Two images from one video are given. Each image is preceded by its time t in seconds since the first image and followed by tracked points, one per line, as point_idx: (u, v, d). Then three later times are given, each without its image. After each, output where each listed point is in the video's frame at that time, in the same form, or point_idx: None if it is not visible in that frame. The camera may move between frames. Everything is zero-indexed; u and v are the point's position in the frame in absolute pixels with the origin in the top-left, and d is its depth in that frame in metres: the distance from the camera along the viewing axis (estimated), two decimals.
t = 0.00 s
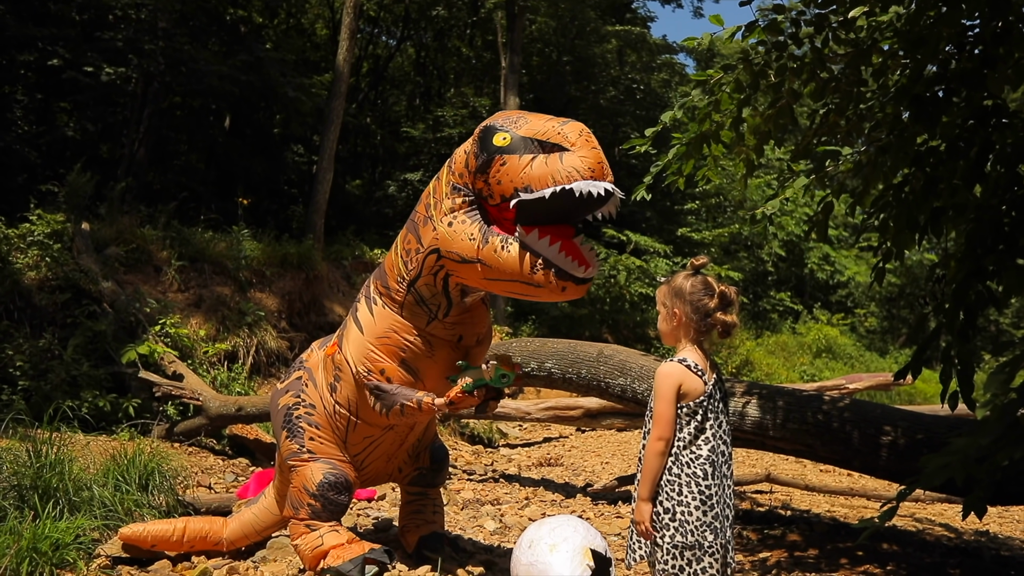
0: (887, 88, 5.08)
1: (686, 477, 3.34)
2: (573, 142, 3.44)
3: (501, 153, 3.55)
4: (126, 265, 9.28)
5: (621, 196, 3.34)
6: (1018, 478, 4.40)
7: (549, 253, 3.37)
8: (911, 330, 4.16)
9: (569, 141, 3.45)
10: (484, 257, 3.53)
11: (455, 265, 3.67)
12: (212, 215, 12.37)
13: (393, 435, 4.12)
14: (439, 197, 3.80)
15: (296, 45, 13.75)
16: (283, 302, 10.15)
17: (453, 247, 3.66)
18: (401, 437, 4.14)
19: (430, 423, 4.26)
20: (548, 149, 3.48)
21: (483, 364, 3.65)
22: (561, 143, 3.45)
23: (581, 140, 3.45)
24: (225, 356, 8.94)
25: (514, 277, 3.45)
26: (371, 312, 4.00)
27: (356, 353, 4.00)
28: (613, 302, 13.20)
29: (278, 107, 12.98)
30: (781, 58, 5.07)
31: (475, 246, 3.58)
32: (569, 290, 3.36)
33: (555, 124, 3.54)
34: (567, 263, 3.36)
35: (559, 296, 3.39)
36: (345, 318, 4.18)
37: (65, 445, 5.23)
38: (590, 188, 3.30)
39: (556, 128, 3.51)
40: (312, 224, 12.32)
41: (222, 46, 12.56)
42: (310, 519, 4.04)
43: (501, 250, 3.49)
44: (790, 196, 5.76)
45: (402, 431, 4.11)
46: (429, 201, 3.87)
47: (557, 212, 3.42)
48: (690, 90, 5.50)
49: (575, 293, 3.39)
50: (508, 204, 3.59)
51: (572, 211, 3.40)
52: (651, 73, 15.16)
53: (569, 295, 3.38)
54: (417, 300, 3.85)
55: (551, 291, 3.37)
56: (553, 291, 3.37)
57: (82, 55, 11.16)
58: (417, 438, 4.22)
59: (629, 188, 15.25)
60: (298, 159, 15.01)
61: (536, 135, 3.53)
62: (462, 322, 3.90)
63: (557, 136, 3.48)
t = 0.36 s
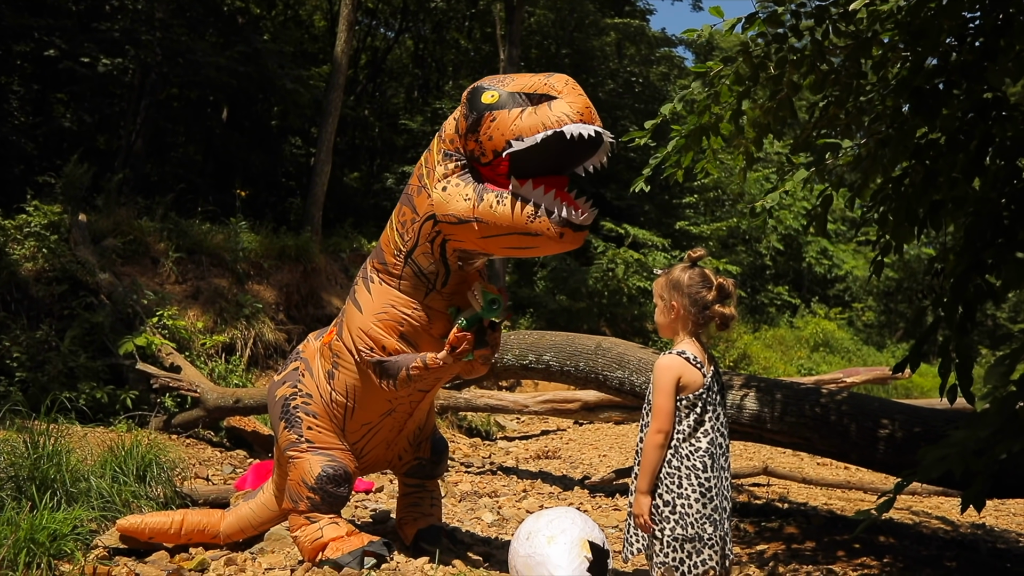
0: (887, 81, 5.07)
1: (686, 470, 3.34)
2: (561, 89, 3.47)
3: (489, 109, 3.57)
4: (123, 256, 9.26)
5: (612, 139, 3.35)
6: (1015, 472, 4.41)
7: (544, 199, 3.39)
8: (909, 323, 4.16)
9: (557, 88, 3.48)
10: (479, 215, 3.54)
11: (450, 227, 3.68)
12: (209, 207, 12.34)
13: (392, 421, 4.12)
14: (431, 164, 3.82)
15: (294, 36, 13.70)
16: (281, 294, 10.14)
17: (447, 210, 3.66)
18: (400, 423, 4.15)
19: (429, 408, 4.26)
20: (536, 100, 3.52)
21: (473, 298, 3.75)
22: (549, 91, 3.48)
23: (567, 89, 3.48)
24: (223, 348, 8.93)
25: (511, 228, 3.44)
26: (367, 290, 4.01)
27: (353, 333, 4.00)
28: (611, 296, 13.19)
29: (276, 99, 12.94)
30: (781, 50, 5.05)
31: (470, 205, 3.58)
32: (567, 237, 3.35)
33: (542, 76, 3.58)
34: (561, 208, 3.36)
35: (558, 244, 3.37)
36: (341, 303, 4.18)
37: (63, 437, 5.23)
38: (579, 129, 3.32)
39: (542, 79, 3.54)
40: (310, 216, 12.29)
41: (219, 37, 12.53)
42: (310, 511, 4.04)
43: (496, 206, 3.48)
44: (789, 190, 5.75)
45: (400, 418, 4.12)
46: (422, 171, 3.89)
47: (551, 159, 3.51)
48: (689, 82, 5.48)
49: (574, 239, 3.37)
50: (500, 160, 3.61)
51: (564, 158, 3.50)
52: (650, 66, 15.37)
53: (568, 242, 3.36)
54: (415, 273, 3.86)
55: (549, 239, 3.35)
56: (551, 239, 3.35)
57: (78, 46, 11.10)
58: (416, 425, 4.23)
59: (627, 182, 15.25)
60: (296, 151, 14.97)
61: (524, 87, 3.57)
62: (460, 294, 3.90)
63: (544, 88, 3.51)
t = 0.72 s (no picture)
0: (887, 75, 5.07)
1: (686, 464, 3.34)
2: (558, 85, 3.49)
3: (487, 105, 3.57)
4: (122, 250, 9.26)
5: (611, 134, 3.38)
6: (1013, 466, 4.42)
7: (545, 195, 3.43)
8: (908, 318, 4.16)
9: (554, 85, 3.51)
10: (479, 213, 3.55)
11: (450, 225, 3.69)
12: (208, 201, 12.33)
13: (390, 417, 4.14)
14: (429, 161, 3.82)
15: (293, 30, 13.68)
16: (281, 288, 10.14)
17: (447, 207, 3.67)
18: (397, 419, 4.15)
19: (426, 404, 4.28)
20: (534, 96, 3.53)
21: (469, 290, 3.84)
22: (547, 87, 3.50)
23: (564, 84, 3.51)
24: (222, 343, 8.93)
25: (513, 225, 3.48)
26: (364, 287, 4.01)
27: (351, 330, 4.00)
28: (610, 290, 13.19)
29: (275, 93, 12.92)
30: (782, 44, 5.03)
31: (470, 202, 3.60)
32: (567, 232, 3.39)
33: (538, 72, 3.59)
34: (562, 204, 3.39)
35: (558, 240, 3.41)
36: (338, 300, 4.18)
37: (62, 430, 5.22)
38: (579, 125, 3.34)
39: (540, 76, 3.56)
40: (309, 210, 12.28)
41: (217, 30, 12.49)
42: (306, 506, 4.04)
43: (496, 202, 3.51)
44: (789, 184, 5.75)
45: (398, 413, 4.13)
46: (419, 168, 3.89)
47: (549, 156, 3.49)
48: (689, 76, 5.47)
49: (574, 234, 3.40)
50: (498, 156, 3.62)
51: (560, 155, 3.48)
52: (650, 60, 15.29)
53: (568, 237, 3.40)
54: (413, 269, 3.87)
55: (551, 234, 3.40)
56: (553, 234, 3.40)
57: (76, 39, 11.08)
58: (412, 421, 4.24)
59: (627, 176, 15.24)
60: (295, 145, 14.96)
61: (521, 84, 3.57)
62: (458, 290, 3.92)
63: (541, 83, 3.54)
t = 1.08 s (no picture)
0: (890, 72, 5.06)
1: (692, 463, 3.34)
2: (536, 73, 3.45)
3: (466, 96, 3.55)
4: (125, 249, 9.27)
5: (588, 122, 3.36)
6: (1017, 465, 4.41)
7: (520, 185, 3.42)
8: (911, 316, 4.15)
9: (532, 72, 3.47)
10: (458, 202, 3.55)
11: (432, 214, 3.69)
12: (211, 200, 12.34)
13: (394, 411, 4.12)
14: (416, 153, 3.84)
15: (295, 29, 13.68)
16: (283, 287, 10.14)
17: (428, 197, 3.68)
18: (401, 412, 4.13)
19: (434, 397, 4.24)
20: (512, 84, 3.49)
21: (454, 280, 3.84)
22: (524, 75, 3.47)
23: (542, 71, 3.46)
24: (225, 342, 8.94)
25: (489, 214, 3.47)
26: (358, 281, 4.05)
27: (346, 323, 4.04)
28: (613, 289, 13.19)
29: (277, 92, 12.93)
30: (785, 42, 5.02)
31: (450, 192, 3.59)
32: (541, 222, 3.38)
33: (518, 59, 3.55)
34: (537, 193, 3.38)
35: (532, 229, 3.41)
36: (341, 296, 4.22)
37: (66, 430, 5.22)
38: (553, 114, 3.30)
39: (518, 63, 3.52)
40: (312, 209, 12.29)
41: (220, 30, 12.49)
42: (316, 499, 4.05)
43: (474, 192, 3.51)
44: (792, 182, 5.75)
45: (401, 406, 4.10)
46: (407, 161, 3.93)
47: (526, 145, 3.50)
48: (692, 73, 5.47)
49: (549, 223, 3.39)
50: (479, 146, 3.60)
51: (538, 144, 3.48)
52: (652, 59, 15.29)
53: (543, 226, 3.39)
54: (400, 260, 3.90)
55: (524, 223, 3.39)
56: (526, 224, 3.39)
57: (79, 38, 11.10)
58: (419, 415, 4.21)
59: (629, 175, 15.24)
60: (298, 144, 14.96)
61: (501, 73, 3.54)
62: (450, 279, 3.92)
63: (520, 71, 3.49)
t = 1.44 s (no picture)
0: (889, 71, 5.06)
1: (692, 464, 3.34)
2: (487, 24, 3.60)
3: (427, 62, 3.71)
4: (124, 248, 9.26)
5: (544, 62, 3.45)
6: (1016, 464, 4.41)
7: (491, 130, 3.49)
8: (910, 315, 4.15)
9: (484, 25, 3.61)
10: (437, 164, 3.62)
11: (418, 185, 3.76)
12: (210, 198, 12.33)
13: (396, 404, 4.11)
14: (391, 133, 3.93)
15: (294, 27, 13.68)
16: (282, 286, 10.13)
17: (410, 168, 3.76)
18: (404, 405, 4.13)
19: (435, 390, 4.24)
20: (468, 41, 3.64)
21: (452, 258, 3.88)
22: (477, 29, 3.62)
23: (494, 23, 3.61)
24: (224, 341, 8.93)
25: (467, 167, 3.53)
26: (351, 271, 4.02)
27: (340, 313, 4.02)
28: (612, 288, 13.19)
29: (276, 91, 12.92)
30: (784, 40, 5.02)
31: (428, 157, 3.67)
32: (519, 163, 3.42)
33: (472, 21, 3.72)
34: (510, 136, 3.44)
35: (511, 171, 3.45)
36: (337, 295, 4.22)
37: (65, 428, 5.21)
38: (507, 54, 3.41)
39: (471, 22, 3.68)
40: (311, 208, 12.28)
41: (219, 28, 12.49)
42: (322, 503, 4.07)
43: (449, 149, 3.59)
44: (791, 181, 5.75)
45: (403, 398, 4.10)
46: (385, 144, 3.99)
47: (491, 96, 3.59)
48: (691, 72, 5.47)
49: (527, 164, 3.43)
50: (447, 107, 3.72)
51: (503, 93, 3.56)
52: (651, 58, 15.30)
53: (521, 167, 3.42)
54: (394, 240, 3.92)
55: (502, 168, 3.44)
56: (503, 167, 3.44)
57: (78, 37, 11.10)
58: (421, 409, 4.20)
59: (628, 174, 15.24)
60: (297, 143, 14.95)
61: (456, 35, 3.71)
62: (442, 256, 3.96)
63: (472, 28, 3.65)
